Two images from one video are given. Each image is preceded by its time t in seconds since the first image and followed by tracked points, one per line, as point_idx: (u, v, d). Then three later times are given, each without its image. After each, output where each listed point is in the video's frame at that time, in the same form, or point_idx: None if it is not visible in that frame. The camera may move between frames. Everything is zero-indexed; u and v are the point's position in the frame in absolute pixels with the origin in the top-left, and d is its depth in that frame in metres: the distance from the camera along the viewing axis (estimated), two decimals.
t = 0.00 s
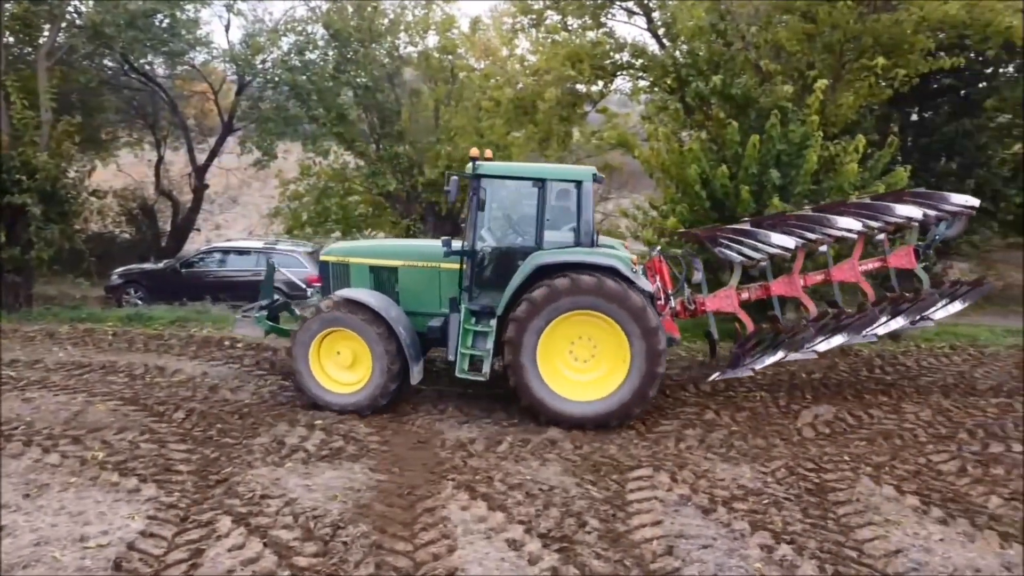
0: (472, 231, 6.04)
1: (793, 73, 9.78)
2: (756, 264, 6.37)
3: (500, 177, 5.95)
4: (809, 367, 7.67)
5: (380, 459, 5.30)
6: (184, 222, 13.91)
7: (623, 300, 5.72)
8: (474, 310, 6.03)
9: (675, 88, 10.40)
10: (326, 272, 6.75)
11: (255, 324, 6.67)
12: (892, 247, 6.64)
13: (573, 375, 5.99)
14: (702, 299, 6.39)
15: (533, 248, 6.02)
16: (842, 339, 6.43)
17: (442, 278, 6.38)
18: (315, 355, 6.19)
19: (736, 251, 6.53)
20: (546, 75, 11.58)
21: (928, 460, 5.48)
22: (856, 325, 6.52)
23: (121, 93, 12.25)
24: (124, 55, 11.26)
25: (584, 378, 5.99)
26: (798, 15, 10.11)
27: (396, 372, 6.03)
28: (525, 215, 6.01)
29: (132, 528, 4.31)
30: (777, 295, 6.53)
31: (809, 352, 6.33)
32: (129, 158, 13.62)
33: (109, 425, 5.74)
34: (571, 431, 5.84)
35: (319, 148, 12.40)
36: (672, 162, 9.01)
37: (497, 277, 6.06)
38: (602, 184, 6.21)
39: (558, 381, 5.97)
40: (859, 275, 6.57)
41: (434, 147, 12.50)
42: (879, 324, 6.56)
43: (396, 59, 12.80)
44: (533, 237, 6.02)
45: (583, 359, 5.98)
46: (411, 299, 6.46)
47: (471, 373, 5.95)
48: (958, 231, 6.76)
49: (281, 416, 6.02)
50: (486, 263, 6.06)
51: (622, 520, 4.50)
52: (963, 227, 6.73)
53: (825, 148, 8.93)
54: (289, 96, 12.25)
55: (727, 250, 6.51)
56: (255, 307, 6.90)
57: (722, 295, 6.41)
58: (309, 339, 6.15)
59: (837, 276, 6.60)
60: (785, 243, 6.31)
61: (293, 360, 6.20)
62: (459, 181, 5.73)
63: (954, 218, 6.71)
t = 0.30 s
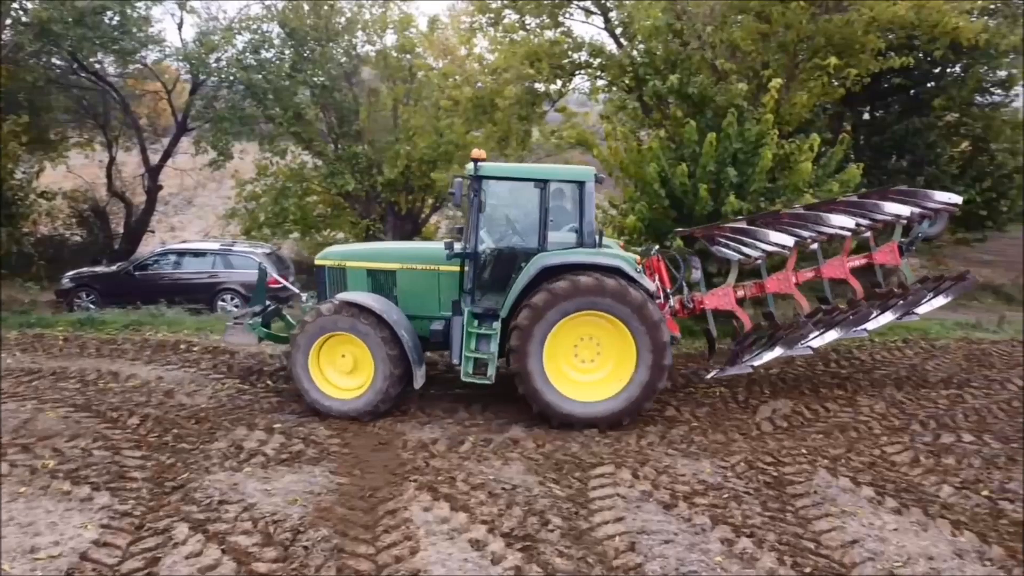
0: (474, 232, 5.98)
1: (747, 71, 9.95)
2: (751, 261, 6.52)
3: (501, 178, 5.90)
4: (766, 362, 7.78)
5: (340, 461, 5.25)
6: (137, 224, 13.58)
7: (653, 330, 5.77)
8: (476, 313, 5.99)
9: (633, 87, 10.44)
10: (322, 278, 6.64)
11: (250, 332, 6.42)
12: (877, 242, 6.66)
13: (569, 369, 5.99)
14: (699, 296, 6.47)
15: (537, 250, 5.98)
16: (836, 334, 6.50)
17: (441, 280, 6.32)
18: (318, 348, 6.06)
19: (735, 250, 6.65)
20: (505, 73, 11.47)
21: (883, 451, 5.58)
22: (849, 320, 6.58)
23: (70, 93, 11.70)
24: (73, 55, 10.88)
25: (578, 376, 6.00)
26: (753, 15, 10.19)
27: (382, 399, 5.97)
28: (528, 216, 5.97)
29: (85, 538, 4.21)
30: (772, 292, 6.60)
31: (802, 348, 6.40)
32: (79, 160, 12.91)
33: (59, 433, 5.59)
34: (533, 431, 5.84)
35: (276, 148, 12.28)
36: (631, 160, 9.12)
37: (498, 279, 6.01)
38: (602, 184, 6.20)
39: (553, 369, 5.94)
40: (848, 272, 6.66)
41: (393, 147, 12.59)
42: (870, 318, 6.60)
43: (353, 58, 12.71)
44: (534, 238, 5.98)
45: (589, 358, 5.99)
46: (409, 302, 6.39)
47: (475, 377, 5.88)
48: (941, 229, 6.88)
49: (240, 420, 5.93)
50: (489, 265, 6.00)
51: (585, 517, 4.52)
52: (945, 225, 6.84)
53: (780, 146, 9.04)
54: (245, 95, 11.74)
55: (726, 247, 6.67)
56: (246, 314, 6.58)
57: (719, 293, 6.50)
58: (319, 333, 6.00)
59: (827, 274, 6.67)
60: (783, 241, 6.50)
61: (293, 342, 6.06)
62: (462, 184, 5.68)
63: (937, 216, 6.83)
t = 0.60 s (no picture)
0: (480, 231, 5.98)
1: (708, 71, 9.97)
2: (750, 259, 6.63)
3: (505, 179, 5.90)
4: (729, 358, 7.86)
5: (304, 464, 5.20)
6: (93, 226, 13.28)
7: (660, 359, 5.89)
8: (480, 313, 5.99)
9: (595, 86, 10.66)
10: (320, 280, 6.55)
11: (247, 335, 6.49)
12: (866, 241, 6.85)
13: (571, 360, 6.00)
14: (698, 295, 6.62)
15: (542, 249, 6.00)
16: (828, 330, 6.68)
17: (441, 282, 6.31)
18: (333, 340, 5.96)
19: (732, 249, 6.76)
20: (467, 72, 11.67)
21: (843, 444, 5.67)
22: (841, 316, 6.77)
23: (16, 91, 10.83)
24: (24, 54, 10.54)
25: (574, 366, 6.01)
26: (713, 14, 10.27)
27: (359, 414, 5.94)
28: (534, 216, 5.97)
29: (41, 548, 4.11)
30: (766, 289, 6.69)
31: (796, 344, 6.59)
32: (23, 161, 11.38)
33: (14, 440, 5.46)
34: (499, 430, 5.84)
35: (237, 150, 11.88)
36: (594, 159, 9.17)
37: (501, 278, 6.04)
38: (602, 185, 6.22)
39: (556, 352, 5.93)
40: (837, 269, 6.81)
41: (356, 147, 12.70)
42: (861, 314, 6.78)
43: (314, 57, 12.70)
44: (537, 238, 5.99)
45: (594, 356, 6.03)
46: (409, 305, 6.36)
47: (480, 377, 5.86)
48: (925, 228, 7.06)
49: (201, 424, 5.84)
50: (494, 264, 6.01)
51: (551, 515, 4.52)
52: (929, 226, 7.04)
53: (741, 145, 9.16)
54: (204, 95, 11.18)
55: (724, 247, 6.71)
56: (242, 318, 6.73)
57: (717, 291, 6.61)
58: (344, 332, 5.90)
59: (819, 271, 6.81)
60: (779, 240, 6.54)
61: (314, 325, 5.92)
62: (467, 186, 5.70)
63: (921, 215, 7.03)
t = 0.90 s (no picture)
0: (485, 232, 5.89)
1: (669, 70, 10.08)
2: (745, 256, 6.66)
3: (508, 178, 5.84)
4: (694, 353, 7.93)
5: (268, 466, 5.14)
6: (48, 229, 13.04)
7: (654, 384, 5.94)
8: (484, 314, 5.90)
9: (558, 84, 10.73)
10: (320, 282, 6.39)
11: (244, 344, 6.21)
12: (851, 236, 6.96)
13: (575, 353, 6.00)
14: (694, 292, 6.64)
15: (546, 249, 5.94)
16: (819, 324, 6.76)
17: (442, 283, 6.18)
18: (349, 340, 5.84)
19: (727, 246, 6.79)
20: (429, 71, 11.52)
21: (805, 437, 5.76)
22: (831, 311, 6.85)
23: None
24: None
25: (576, 355, 6.01)
26: (674, 14, 10.34)
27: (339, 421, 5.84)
28: (538, 216, 5.91)
29: None
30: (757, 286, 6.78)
31: (791, 338, 6.67)
32: None
33: None
34: (466, 429, 5.83)
35: (196, 149, 11.89)
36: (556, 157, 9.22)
37: (505, 277, 5.93)
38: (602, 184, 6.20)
39: (566, 336, 5.92)
40: (823, 266, 6.92)
41: (319, 146, 12.28)
42: (850, 308, 6.88)
43: (274, 56, 12.34)
44: (540, 238, 5.92)
45: (598, 352, 6.04)
46: (409, 306, 6.22)
47: (487, 377, 5.86)
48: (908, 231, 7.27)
49: (162, 428, 5.75)
50: (499, 264, 5.91)
51: (518, 512, 4.53)
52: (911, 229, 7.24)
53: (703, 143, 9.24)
54: (162, 93, 11.29)
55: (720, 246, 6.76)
56: (240, 321, 6.37)
57: (714, 289, 6.63)
58: (362, 337, 5.79)
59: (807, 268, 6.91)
60: (778, 237, 6.65)
61: (335, 317, 5.81)
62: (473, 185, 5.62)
63: (903, 217, 7.23)
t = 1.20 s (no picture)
0: (489, 232, 5.86)
1: (631, 69, 10.18)
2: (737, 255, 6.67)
3: (513, 178, 5.81)
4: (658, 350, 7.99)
5: (231, 470, 5.08)
6: None
7: (636, 404, 6.00)
8: (489, 315, 5.90)
9: (521, 83, 10.79)
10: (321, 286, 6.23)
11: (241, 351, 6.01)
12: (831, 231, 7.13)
13: (580, 344, 6.02)
14: (689, 290, 6.67)
15: (550, 250, 5.94)
16: (808, 318, 6.97)
17: (445, 284, 6.10)
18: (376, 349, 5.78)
19: (720, 245, 6.79)
20: (393, 70, 11.48)
21: (767, 431, 5.84)
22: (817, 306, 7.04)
23: None
24: None
25: (581, 346, 6.03)
26: (635, 14, 10.38)
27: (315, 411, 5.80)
28: (542, 217, 5.91)
29: None
30: (747, 282, 6.87)
31: (782, 333, 6.85)
32: None
33: None
34: (432, 429, 5.81)
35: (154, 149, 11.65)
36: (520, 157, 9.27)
37: (509, 277, 5.93)
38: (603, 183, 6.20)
39: (582, 325, 5.96)
40: (807, 261, 7.03)
41: (281, 145, 12.24)
42: (835, 302, 7.08)
43: (234, 54, 12.11)
44: (544, 238, 5.92)
45: (605, 348, 6.09)
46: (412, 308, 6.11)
47: (495, 377, 5.82)
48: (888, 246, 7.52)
49: (122, 433, 5.66)
50: (504, 266, 5.91)
51: (485, 511, 4.53)
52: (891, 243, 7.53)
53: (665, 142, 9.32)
54: (118, 92, 10.97)
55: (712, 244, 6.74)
56: (239, 325, 6.15)
57: (707, 287, 6.67)
58: (391, 357, 5.74)
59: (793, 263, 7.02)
60: (770, 236, 6.62)
61: (377, 321, 5.74)
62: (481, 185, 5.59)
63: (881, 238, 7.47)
